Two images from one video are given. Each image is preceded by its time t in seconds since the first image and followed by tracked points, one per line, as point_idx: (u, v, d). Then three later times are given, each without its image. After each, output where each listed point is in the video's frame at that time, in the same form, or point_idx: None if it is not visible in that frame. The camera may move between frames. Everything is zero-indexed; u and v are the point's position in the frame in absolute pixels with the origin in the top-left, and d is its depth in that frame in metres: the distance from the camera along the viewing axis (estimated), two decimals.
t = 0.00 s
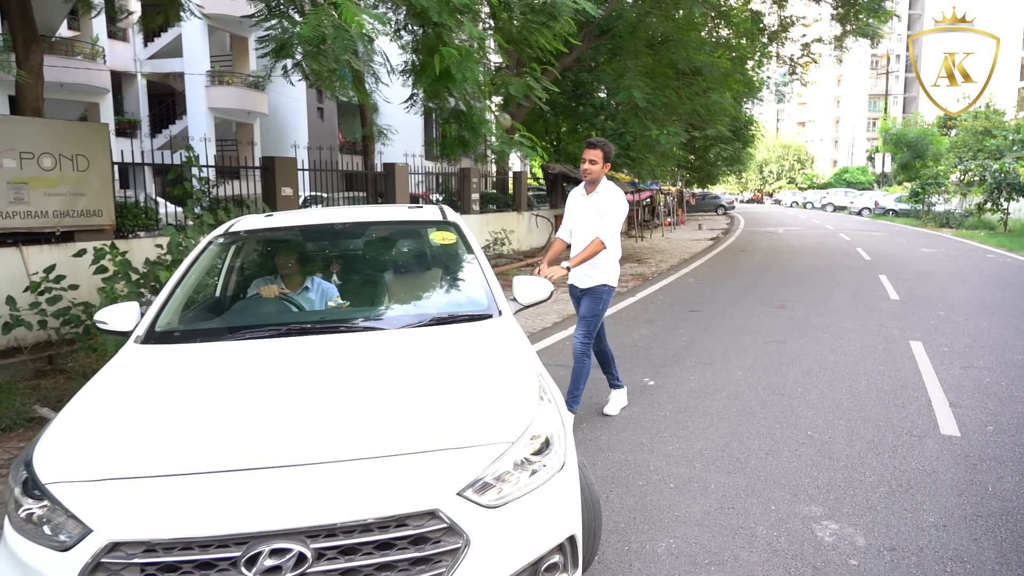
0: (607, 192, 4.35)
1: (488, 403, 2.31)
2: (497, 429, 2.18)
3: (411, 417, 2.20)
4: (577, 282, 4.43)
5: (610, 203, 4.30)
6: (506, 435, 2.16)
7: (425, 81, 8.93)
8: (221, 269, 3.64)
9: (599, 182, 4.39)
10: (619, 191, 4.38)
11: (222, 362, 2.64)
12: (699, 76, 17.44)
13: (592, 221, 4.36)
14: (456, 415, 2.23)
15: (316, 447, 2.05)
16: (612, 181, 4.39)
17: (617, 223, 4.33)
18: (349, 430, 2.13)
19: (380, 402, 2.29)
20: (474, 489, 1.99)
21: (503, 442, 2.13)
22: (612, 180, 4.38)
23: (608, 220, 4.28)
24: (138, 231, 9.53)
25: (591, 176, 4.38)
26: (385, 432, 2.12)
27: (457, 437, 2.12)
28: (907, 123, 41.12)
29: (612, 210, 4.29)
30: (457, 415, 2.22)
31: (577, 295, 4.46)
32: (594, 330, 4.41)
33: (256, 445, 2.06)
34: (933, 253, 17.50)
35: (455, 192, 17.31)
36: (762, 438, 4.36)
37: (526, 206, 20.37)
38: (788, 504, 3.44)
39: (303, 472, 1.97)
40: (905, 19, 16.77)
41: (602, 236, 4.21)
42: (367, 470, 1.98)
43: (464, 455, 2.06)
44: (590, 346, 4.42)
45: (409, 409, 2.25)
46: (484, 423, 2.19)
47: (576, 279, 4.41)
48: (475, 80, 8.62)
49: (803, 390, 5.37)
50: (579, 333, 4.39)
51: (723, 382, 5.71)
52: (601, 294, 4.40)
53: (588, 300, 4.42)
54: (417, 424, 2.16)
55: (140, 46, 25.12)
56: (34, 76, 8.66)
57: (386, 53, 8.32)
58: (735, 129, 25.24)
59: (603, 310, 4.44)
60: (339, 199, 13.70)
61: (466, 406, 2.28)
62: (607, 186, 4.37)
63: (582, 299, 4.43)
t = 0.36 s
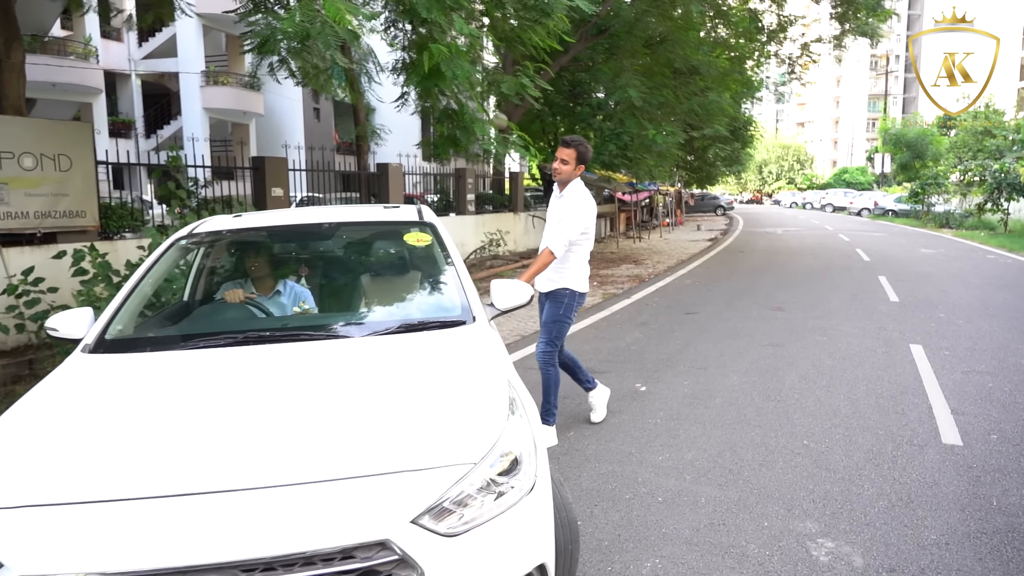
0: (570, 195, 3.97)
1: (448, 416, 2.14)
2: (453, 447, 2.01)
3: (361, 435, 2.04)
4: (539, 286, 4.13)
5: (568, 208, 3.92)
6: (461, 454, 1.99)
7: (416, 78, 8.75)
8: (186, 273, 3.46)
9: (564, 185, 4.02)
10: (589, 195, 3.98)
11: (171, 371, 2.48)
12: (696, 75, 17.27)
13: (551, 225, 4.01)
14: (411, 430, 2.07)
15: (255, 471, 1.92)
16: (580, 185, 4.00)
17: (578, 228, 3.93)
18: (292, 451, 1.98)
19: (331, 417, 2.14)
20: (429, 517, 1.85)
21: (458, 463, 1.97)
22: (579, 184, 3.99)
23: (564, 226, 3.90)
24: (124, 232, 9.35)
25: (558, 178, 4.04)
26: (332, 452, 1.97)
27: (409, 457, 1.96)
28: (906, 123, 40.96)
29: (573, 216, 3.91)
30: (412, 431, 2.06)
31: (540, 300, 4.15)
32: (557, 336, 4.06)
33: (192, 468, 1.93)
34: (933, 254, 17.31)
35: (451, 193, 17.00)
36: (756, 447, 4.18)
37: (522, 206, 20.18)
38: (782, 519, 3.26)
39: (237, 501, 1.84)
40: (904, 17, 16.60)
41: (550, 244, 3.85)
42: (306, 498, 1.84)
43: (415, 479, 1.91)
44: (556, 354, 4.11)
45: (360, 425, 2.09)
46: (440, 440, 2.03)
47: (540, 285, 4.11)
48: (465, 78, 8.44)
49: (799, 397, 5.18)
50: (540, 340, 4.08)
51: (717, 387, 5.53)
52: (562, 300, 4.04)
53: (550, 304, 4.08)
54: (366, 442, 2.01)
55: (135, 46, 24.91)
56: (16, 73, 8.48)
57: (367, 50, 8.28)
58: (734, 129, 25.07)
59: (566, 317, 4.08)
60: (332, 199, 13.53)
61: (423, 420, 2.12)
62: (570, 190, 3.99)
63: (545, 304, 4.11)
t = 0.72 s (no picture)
0: (535, 194, 3.76)
1: (397, 431, 1.98)
2: (398, 469, 1.85)
3: (301, 454, 1.88)
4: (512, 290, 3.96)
5: (532, 210, 3.70)
6: (406, 477, 1.83)
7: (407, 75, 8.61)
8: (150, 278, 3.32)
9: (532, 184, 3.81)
10: (558, 195, 3.76)
11: (115, 380, 2.33)
12: (693, 75, 17.08)
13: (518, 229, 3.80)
14: (356, 448, 1.91)
15: (181, 497, 1.77)
16: (548, 184, 3.78)
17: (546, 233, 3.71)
18: (224, 472, 1.82)
19: (272, 429, 1.98)
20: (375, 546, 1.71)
21: (401, 486, 1.82)
22: (545, 184, 3.77)
23: (529, 228, 3.68)
24: (108, 234, 9.16)
25: (526, 177, 3.83)
26: (266, 476, 1.81)
27: (350, 482, 1.81)
28: (904, 124, 40.82)
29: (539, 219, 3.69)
30: (357, 448, 1.90)
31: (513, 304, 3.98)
32: (532, 342, 3.90)
33: (81, 490, 1.79)
34: (932, 255, 17.15)
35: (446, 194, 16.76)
36: (748, 457, 4.01)
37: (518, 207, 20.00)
38: (773, 536, 3.09)
39: (160, 531, 1.70)
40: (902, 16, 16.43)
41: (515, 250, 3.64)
42: (234, 528, 1.70)
43: (354, 506, 1.76)
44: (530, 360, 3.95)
45: (302, 442, 1.92)
46: (386, 460, 1.88)
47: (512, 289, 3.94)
48: (454, 76, 8.20)
49: (794, 403, 5.01)
50: (514, 347, 3.93)
51: (710, 393, 5.36)
52: (535, 304, 3.88)
53: (523, 309, 3.92)
54: (305, 462, 1.86)
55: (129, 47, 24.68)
56: None
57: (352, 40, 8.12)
58: (731, 129, 24.90)
59: (540, 321, 3.91)
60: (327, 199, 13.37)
61: (370, 435, 1.96)
62: (536, 190, 3.78)
63: (518, 309, 3.94)
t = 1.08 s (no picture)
0: (520, 194, 3.59)
1: (344, 450, 1.82)
2: (341, 495, 1.69)
3: (235, 478, 1.72)
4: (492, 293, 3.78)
5: (521, 212, 3.55)
6: (348, 504, 1.67)
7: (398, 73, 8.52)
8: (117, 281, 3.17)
9: (513, 181, 3.63)
10: (543, 195, 3.62)
11: (51, 388, 2.17)
12: (692, 74, 16.92)
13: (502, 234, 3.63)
14: (298, 470, 1.74)
15: (90, 526, 1.60)
16: (529, 181, 3.62)
17: (534, 234, 3.57)
18: (110, 502, 1.65)
19: (208, 448, 1.81)
20: None
21: (343, 514, 1.65)
22: (527, 181, 3.61)
23: (518, 231, 3.54)
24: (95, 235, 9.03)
25: (505, 173, 3.62)
26: (165, 506, 1.64)
27: (286, 511, 1.64)
28: (906, 124, 40.60)
29: (527, 220, 3.54)
30: (298, 472, 1.74)
31: (492, 308, 3.81)
32: (515, 347, 3.77)
33: None
34: (934, 256, 16.96)
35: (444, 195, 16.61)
36: (741, 467, 3.85)
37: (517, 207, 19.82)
38: (764, 553, 2.93)
39: (71, 565, 1.54)
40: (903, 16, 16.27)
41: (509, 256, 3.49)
42: (153, 560, 1.54)
43: (289, 537, 1.60)
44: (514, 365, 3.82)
45: (239, 464, 1.76)
46: (329, 484, 1.71)
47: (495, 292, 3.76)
48: (446, 74, 8.07)
49: (791, 410, 4.84)
50: (498, 353, 3.77)
51: (704, 399, 5.20)
52: (518, 308, 3.74)
53: (506, 313, 3.75)
54: (239, 486, 1.69)
55: (126, 48, 24.54)
56: None
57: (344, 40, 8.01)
58: (732, 130, 24.74)
59: (522, 325, 3.78)
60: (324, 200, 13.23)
61: (314, 456, 1.79)
62: (519, 188, 3.61)
63: (500, 313, 3.77)
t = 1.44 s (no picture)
0: (503, 190, 3.46)
1: (286, 469, 1.68)
2: (278, 522, 1.55)
3: (165, 502, 1.58)
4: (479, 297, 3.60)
5: (511, 208, 3.43)
6: (284, 533, 1.53)
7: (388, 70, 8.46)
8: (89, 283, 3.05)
9: (490, 178, 3.48)
10: (522, 187, 3.52)
11: None
12: (692, 73, 16.80)
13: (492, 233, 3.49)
14: (234, 492, 1.61)
15: None
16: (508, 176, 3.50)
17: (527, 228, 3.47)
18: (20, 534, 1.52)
19: (125, 465, 1.69)
20: None
21: (280, 546, 1.52)
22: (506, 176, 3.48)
23: (515, 227, 3.42)
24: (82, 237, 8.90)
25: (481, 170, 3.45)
26: (80, 538, 1.51)
27: (216, 541, 1.51)
28: (909, 124, 40.38)
29: (519, 215, 3.44)
30: (235, 493, 1.61)
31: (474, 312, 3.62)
32: (499, 352, 3.62)
33: None
34: (937, 257, 16.77)
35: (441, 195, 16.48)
36: (734, 479, 3.69)
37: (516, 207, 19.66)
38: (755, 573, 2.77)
39: None
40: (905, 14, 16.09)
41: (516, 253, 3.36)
42: None
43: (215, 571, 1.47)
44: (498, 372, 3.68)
45: (171, 486, 1.62)
46: (266, 510, 1.58)
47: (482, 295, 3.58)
48: (438, 72, 7.95)
49: (787, 417, 4.68)
50: (481, 359, 3.63)
51: (699, 405, 5.04)
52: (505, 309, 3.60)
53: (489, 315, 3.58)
54: (48, 542, 1.50)
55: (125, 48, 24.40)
56: None
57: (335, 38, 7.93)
58: (733, 130, 24.59)
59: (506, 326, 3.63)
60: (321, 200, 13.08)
61: (254, 477, 1.65)
62: (500, 184, 3.48)
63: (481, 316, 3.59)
